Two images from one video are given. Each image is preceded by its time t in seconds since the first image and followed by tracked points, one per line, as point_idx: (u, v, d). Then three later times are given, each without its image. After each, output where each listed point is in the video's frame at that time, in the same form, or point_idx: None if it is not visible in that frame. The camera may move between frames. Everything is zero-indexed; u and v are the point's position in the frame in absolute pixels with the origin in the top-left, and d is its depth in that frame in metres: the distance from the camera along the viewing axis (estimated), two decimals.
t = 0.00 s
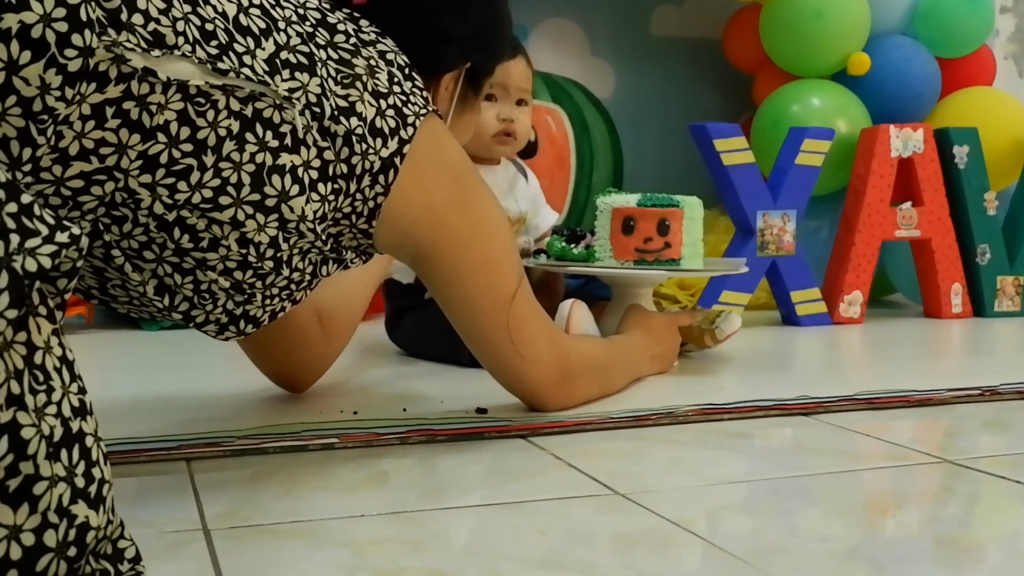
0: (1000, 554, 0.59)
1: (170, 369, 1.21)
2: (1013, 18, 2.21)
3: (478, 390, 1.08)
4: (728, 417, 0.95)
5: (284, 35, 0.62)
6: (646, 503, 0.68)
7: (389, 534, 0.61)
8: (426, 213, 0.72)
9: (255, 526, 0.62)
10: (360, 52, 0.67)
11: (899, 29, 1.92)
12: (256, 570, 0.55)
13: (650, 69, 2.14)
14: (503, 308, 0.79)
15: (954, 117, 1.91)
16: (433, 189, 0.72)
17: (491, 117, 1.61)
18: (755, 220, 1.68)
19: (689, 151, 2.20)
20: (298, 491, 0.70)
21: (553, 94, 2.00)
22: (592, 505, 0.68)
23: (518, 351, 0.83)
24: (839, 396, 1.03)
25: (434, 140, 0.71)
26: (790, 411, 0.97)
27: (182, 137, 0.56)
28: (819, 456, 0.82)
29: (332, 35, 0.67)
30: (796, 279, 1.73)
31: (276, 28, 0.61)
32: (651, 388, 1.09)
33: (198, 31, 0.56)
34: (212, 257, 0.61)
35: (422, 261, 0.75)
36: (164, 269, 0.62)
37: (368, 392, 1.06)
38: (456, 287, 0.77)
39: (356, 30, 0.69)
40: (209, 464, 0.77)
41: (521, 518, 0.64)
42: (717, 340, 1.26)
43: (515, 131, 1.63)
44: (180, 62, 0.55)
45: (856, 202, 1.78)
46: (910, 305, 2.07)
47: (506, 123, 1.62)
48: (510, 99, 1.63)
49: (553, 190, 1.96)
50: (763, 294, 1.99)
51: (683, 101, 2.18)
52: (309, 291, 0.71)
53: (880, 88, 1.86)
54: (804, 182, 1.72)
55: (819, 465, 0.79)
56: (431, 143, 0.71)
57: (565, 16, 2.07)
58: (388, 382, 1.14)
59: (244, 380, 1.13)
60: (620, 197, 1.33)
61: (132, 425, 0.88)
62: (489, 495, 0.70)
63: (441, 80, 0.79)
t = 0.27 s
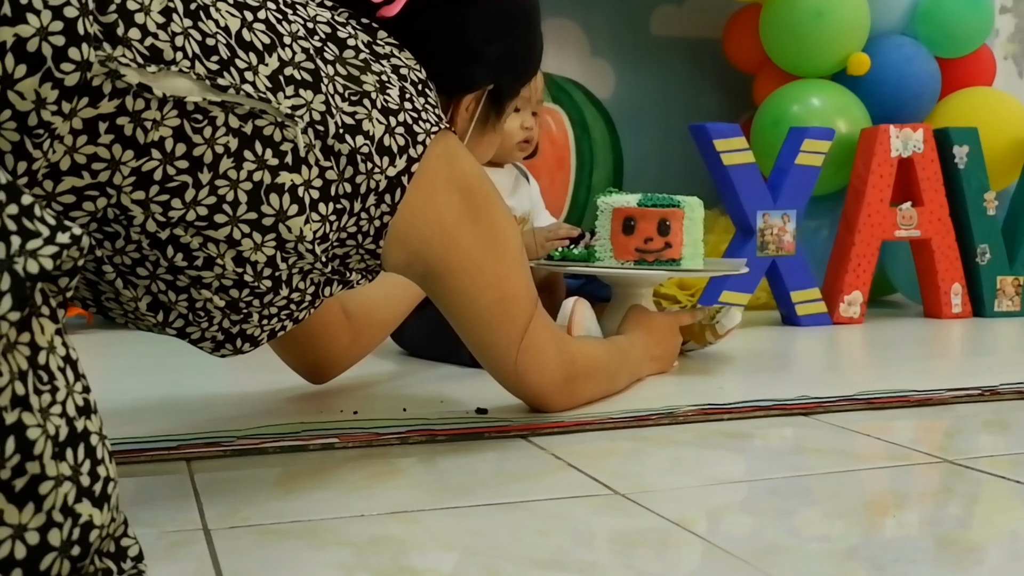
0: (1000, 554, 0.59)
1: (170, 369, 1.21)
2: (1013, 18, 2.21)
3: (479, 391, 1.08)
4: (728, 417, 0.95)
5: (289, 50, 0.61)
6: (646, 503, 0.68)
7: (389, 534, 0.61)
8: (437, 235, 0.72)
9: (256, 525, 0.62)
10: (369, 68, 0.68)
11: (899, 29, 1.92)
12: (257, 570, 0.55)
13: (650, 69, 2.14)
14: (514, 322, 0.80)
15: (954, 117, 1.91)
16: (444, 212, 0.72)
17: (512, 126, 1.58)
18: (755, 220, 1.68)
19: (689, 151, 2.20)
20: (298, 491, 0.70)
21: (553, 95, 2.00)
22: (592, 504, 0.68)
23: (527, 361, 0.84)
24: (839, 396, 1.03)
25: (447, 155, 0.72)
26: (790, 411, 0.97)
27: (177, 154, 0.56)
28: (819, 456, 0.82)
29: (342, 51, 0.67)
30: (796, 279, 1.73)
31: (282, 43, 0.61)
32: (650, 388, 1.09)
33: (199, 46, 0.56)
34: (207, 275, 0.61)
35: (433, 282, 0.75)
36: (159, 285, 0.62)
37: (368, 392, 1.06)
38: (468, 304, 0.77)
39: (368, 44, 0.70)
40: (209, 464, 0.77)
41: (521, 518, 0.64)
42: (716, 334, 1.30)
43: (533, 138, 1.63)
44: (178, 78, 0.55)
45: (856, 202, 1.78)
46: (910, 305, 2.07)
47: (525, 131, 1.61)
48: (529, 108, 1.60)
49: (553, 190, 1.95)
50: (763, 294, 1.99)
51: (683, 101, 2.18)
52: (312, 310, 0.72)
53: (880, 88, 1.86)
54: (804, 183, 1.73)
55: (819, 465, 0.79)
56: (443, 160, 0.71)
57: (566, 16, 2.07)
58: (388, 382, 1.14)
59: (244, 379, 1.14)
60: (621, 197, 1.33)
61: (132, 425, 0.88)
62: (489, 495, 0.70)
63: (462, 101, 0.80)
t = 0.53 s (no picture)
0: (999, 554, 0.59)
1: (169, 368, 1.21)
2: (1013, 18, 2.21)
3: (478, 390, 1.08)
4: (728, 416, 0.95)
5: (170, 55, 0.56)
6: (646, 503, 0.68)
7: (388, 534, 0.61)
8: (374, 236, 0.64)
9: (256, 525, 0.62)
10: (265, 64, 0.60)
11: (899, 29, 1.92)
12: (257, 570, 0.55)
13: (650, 69, 2.15)
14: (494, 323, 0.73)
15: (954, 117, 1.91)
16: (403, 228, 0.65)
17: (486, 132, 1.65)
18: (755, 220, 1.68)
19: (689, 151, 2.20)
20: (298, 491, 0.70)
21: (553, 95, 1.99)
22: (592, 505, 0.68)
23: (495, 359, 0.78)
24: (839, 396, 1.03)
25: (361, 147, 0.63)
26: (789, 411, 0.97)
27: (56, 177, 0.50)
28: (819, 456, 0.82)
29: (234, 47, 0.60)
30: (796, 279, 1.73)
31: (163, 48, 0.56)
32: (650, 388, 1.09)
33: (70, 58, 0.51)
34: (110, 307, 0.55)
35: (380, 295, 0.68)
36: (56, 325, 0.55)
37: (368, 391, 1.06)
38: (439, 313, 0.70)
39: (263, 40, 0.63)
40: (209, 464, 0.77)
41: (521, 518, 0.64)
42: (717, 312, 1.33)
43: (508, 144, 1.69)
44: (53, 95, 0.49)
45: (856, 202, 1.78)
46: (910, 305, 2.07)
47: (501, 137, 1.66)
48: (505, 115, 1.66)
49: (553, 190, 1.96)
50: (763, 294, 1.99)
51: (683, 101, 2.18)
52: (235, 333, 0.64)
53: (880, 88, 1.86)
54: (804, 183, 1.73)
55: (819, 465, 0.79)
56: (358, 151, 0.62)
57: (565, 16, 2.07)
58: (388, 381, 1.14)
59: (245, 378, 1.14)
60: (620, 197, 1.33)
61: (131, 425, 0.88)
62: (489, 495, 0.70)
63: (364, 86, 0.74)
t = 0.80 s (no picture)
0: (999, 554, 0.59)
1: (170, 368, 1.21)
2: (1013, 18, 2.21)
3: (478, 390, 1.08)
4: (728, 416, 0.95)
5: None
6: (646, 503, 0.68)
7: (388, 535, 0.61)
8: None
9: (255, 526, 0.62)
10: None
11: (899, 29, 1.92)
12: (256, 570, 0.55)
13: (650, 69, 2.14)
14: (307, 454, 0.31)
15: (954, 117, 1.91)
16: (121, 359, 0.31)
17: (459, 138, 1.39)
18: (755, 220, 1.68)
19: (689, 151, 2.20)
20: (298, 491, 0.70)
21: (553, 94, 2.00)
22: (592, 504, 0.68)
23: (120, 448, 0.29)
24: (839, 396, 1.03)
25: None
26: (790, 411, 0.97)
27: None
28: (819, 456, 0.82)
29: None
30: (796, 279, 1.73)
31: None
32: (650, 388, 1.09)
33: None
34: None
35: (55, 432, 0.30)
36: None
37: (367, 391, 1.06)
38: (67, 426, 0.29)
39: None
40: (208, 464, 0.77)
41: (521, 518, 0.64)
42: (713, 302, 1.33)
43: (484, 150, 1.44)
44: None
45: (856, 202, 1.78)
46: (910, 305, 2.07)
47: (476, 144, 1.41)
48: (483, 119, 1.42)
49: (553, 190, 1.96)
50: (763, 294, 1.99)
51: (683, 101, 2.18)
52: None
53: (880, 88, 1.86)
54: (804, 183, 1.73)
55: (819, 465, 0.79)
56: None
57: (565, 16, 2.07)
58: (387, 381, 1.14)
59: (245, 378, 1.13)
60: (620, 198, 1.33)
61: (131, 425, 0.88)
62: (489, 495, 0.70)
63: None
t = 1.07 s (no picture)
0: (999, 554, 0.59)
1: (170, 369, 1.21)
2: (1013, 18, 2.21)
3: (477, 390, 1.08)
4: (728, 416, 0.95)
5: None
6: (647, 502, 0.68)
7: (387, 534, 0.61)
8: None
9: (255, 525, 0.62)
10: None
11: (899, 29, 1.92)
12: (255, 570, 0.55)
13: (650, 69, 2.14)
14: None
15: (954, 117, 1.91)
16: None
17: (451, 146, 1.37)
18: (755, 220, 1.68)
19: (689, 151, 2.20)
20: (297, 492, 0.70)
21: (553, 94, 1.99)
22: (592, 504, 0.68)
23: None
24: (839, 396, 1.03)
25: None
26: (790, 411, 0.97)
27: None
28: (818, 456, 0.82)
29: None
30: (796, 279, 1.73)
31: None
32: (651, 388, 1.09)
33: None
34: None
35: None
36: None
37: (367, 391, 1.06)
38: None
39: None
40: (208, 464, 0.77)
41: (521, 518, 0.64)
42: (711, 300, 1.32)
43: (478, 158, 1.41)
44: None
45: (856, 202, 1.78)
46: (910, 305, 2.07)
47: (468, 153, 1.39)
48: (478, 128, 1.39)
49: (552, 190, 1.96)
50: (763, 294, 1.99)
51: (683, 101, 2.18)
52: None
53: (880, 88, 1.86)
54: (804, 183, 1.73)
55: (819, 465, 0.79)
56: None
57: (565, 16, 2.07)
58: (387, 381, 1.14)
59: (245, 379, 1.13)
60: (620, 197, 1.32)
61: (131, 425, 0.88)
62: (490, 495, 0.70)
63: None
